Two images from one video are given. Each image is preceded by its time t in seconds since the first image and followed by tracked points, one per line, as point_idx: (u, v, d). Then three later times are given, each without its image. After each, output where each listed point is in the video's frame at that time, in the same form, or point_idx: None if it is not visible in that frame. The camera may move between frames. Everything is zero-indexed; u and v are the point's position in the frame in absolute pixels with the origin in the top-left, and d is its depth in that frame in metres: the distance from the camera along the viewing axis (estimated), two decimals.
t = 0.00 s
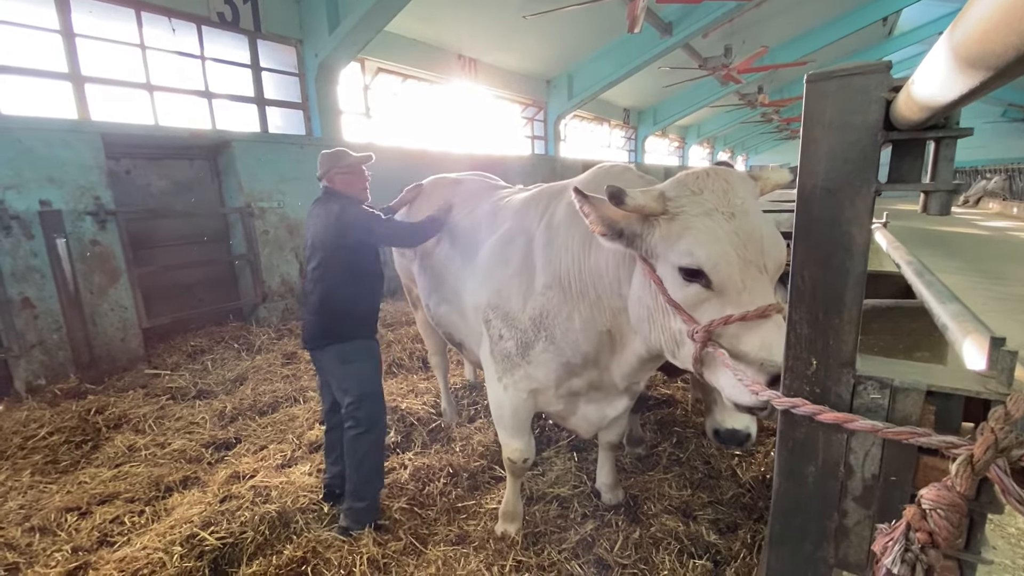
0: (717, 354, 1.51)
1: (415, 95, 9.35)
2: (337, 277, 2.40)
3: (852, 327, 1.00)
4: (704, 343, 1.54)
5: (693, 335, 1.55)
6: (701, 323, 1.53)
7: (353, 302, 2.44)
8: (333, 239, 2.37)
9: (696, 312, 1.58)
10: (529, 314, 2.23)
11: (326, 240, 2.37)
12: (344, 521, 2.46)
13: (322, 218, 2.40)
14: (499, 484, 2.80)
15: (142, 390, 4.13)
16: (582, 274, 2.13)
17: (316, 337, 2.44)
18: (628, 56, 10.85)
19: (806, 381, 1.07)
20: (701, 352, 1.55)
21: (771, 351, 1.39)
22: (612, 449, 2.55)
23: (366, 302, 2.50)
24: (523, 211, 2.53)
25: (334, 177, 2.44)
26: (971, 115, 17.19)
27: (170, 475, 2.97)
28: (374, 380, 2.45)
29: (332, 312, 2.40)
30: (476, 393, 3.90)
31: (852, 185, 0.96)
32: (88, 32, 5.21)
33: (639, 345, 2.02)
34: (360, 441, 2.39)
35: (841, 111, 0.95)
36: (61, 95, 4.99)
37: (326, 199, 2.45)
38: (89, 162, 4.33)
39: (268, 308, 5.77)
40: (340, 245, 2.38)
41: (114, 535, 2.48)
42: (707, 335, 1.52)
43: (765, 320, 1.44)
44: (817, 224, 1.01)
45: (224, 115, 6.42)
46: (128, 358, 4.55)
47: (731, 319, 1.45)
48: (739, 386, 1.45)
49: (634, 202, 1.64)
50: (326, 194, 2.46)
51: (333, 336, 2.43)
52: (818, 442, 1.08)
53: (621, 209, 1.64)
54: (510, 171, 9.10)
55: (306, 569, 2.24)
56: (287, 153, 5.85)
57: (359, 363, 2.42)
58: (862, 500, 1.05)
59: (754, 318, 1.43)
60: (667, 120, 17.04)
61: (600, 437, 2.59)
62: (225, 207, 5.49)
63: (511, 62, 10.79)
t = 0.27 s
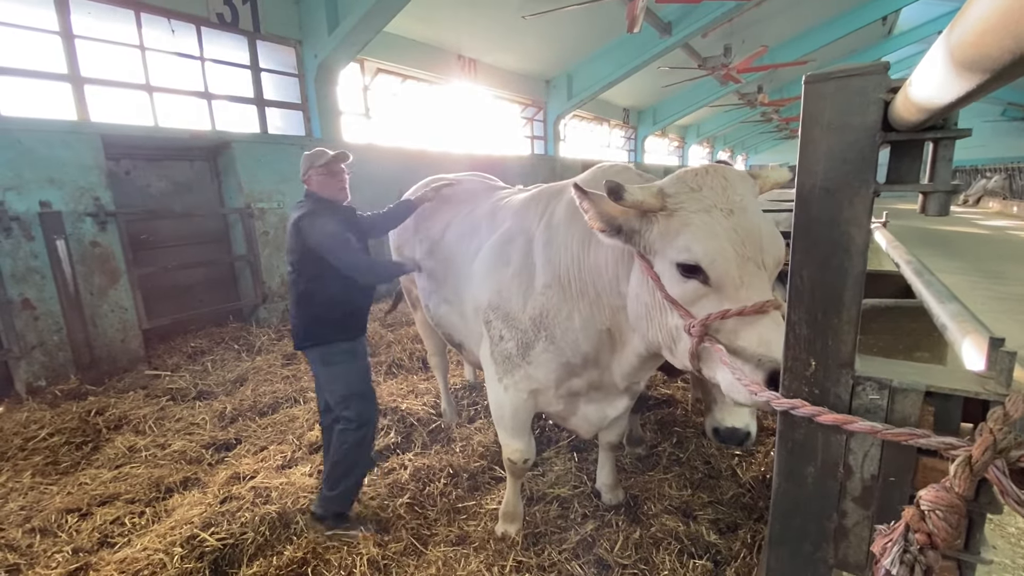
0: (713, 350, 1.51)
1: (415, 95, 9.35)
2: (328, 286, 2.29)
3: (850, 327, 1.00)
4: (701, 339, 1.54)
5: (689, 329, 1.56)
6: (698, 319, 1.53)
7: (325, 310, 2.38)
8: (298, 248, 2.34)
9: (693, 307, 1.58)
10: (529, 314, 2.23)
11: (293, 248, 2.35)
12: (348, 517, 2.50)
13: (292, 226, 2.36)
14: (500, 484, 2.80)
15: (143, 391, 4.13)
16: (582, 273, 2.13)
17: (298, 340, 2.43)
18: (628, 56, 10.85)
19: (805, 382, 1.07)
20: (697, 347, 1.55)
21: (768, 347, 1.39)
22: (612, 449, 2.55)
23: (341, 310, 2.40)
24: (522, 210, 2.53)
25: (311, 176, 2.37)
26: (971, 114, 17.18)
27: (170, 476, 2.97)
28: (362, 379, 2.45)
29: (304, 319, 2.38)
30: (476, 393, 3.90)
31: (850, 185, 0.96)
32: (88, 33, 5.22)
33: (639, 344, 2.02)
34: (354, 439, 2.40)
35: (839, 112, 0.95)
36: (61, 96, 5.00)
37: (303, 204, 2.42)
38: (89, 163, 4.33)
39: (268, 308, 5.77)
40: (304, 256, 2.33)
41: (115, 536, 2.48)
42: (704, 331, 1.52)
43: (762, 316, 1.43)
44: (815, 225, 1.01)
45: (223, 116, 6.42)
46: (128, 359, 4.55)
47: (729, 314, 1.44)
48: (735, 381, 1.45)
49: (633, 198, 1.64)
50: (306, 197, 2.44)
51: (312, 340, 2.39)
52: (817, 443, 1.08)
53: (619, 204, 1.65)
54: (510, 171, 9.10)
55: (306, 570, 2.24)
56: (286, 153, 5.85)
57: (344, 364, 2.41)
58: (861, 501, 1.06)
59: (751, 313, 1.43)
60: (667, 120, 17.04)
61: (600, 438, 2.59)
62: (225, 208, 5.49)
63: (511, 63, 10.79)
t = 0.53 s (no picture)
0: (712, 345, 1.52)
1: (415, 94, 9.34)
2: (292, 311, 2.05)
3: (851, 324, 1.00)
4: (699, 335, 1.54)
5: (688, 325, 1.56)
6: (697, 314, 1.54)
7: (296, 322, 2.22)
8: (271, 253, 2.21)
9: (691, 302, 1.58)
10: (530, 312, 2.23)
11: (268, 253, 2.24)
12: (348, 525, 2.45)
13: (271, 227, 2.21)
14: (501, 482, 2.80)
15: (144, 390, 4.14)
16: (584, 271, 2.13)
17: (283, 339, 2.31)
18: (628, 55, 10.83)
19: (806, 379, 1.07)
20: (696, 342, 1.55)
21: (766, 342, 1.38)
22: (613, 447, 2.56)
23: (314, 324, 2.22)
24: (523, 209, 2.53)
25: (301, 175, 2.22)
26: (972, 112, 17.13)
27: (172, 475, 2.97)
28: (337, 391, 2.21)
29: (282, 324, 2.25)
30: (477, 391, 3.91)
31: (850, 182, 0.97)
32: (88, 32, 5.21)
33: (640, 341, 2.02)
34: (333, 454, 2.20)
35: (839, 109, 0.95)
36: (61, 96, 5.00)
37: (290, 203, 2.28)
38: (89, 163, 4.33)
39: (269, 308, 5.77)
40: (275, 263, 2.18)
41: (117, 535, 2.49)
42: (703, 326, 1.53)
43: (760, 312, 1.43)
44: (815, 222, 1.01)
45: (223, 115, 6.42)
46: (130, 359, 4.56)
47: (727, 309, 1.45)
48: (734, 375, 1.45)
49: (632, 193, 1.64)
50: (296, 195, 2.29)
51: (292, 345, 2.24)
52: (818, 440, 1.08)
53: (618, 199, 1.65)
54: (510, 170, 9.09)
55: (308, 569, 2.25)
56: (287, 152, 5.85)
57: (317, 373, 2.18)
58: (862, 498, 1.06)
59: (750, 308, 1.43)
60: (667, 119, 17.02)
61: (601, 436, 2.59)
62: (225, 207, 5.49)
63: (511, 61, 10.78)
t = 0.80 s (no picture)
0: (712, 345, 1.51)
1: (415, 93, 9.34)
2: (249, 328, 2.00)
3: (853, 323, 1.00)
4: (700, 334, 1.54)
5: (689, 325, 1.55)
6: (697, 313, 1.53)
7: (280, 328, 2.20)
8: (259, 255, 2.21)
9: (692, 302, 1.58)
10: (531, 312, 2.23)
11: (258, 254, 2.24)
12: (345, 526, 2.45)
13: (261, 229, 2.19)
14: (502, 481, 2.80)
15: (145, 389, 4.14)
16: (585, 271, 2.14)
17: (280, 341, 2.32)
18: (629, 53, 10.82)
19: (808, 378, 1.07)
20: (697, 342, 1.55)
21: (766, 341, 1.38)
22: (614, 446, 2.56)
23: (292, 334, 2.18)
24: (524, 208, 2.53)
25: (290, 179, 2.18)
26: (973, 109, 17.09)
27: (173, 475, 2.98)
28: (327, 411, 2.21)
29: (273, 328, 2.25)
30: (477, 391, 3.91)
31: (852, 181, 0.96)
32: (87, 32, 5.21)
33: (641, 340, 2.03)
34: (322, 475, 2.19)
35: (841, 107, 0.95)
36: (61, 95, 4.99)
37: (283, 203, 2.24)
38: (89, 163, 4.33)
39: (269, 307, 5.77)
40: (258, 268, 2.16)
41: (118, 535, 2.49)
42: (703, 326, 1.53)
43: (761, 311, 1.43)
44: (817, 220, 1.01)
45: (223, 115, 6.42)
46: (130, 358, 4.56)
47: (727, 309, 1.44)
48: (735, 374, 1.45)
49: (633, 191, 1.64)
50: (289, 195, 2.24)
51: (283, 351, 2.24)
52: (819, 439, 1.08)
53: (619, 197, 1.66)
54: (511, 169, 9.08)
55: (310, 569, 2.25)
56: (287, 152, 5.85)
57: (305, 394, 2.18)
58: (864, 497, 1.06)
59: (751, 308, 1.42)
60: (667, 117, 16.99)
61: (602, 434, 2.59)
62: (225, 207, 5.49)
63: (511, 60, 10.76)
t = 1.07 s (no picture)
0: (711, 344, 1.51)
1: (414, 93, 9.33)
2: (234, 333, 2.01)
3: (852, 322, 1.00)
4: (699, 334, 1.54)
5: (688, 325, 1.56)
6: (696, 313, 1.53)
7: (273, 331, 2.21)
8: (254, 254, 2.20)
9: (691, 301, 1.58)
10: (530, 311, 2.23)
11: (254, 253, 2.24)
12: (343, 526, 2.45)
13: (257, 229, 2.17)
14: (501, 481, 2.80)
15: (144, 390, 4.14)
16: (584, 270, 2.14)
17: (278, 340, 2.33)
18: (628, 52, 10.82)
19: (807, 377, 1.07)
20: (697, 341, 1.55)
21: (765, 340, 1.38)
22: (613, 446, 2.56)
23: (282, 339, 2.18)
24: (523, 207, 2.53)
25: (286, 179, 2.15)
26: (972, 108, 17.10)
27: (172, 476, 2.97)
28: (315, 425, 2.19)
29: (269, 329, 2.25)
30: (477, 390, 3.91)
31: (851, 180, 0.96)
32: (86, 32, 5.20)
33: (640, 340, 2.03)
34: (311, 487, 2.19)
35: (840, 106, 0.95)
36: (59, 96, 4.99)
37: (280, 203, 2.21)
38: (88, 163, 4.32)
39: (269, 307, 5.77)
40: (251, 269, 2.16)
41: (118, 536, 2.49)
42: (702, 325, 1.53)
43: (760, 310, 1.43)
44: (816, 220, 1.01)
45: (222, 115, 6.41)
46: (129, 359, 4.56)
47: (726, 308, 1.44)
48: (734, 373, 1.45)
49: (632, 190, 1.64)
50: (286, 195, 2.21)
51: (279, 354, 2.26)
52: (819, 438, 1.08)
53: (618, 196, 1.65)
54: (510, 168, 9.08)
55: (309, 570, 2.25)
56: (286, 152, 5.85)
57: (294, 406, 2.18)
58: (863, 496, 1.06)
59: (750, 307, 1.42)
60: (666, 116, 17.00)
61: (602, 434, 2.59)
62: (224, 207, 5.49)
63: (510, 59, 10.76)
